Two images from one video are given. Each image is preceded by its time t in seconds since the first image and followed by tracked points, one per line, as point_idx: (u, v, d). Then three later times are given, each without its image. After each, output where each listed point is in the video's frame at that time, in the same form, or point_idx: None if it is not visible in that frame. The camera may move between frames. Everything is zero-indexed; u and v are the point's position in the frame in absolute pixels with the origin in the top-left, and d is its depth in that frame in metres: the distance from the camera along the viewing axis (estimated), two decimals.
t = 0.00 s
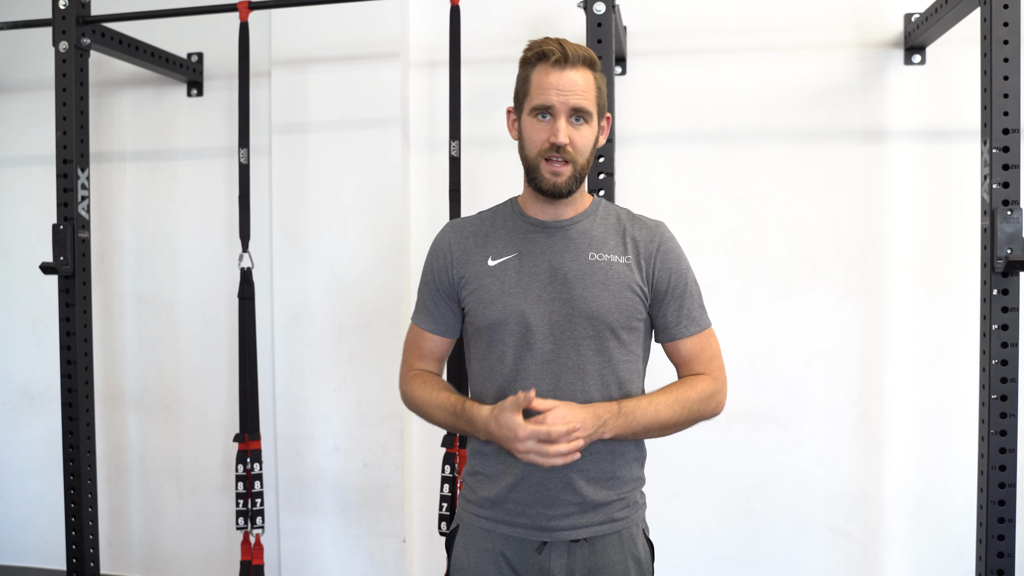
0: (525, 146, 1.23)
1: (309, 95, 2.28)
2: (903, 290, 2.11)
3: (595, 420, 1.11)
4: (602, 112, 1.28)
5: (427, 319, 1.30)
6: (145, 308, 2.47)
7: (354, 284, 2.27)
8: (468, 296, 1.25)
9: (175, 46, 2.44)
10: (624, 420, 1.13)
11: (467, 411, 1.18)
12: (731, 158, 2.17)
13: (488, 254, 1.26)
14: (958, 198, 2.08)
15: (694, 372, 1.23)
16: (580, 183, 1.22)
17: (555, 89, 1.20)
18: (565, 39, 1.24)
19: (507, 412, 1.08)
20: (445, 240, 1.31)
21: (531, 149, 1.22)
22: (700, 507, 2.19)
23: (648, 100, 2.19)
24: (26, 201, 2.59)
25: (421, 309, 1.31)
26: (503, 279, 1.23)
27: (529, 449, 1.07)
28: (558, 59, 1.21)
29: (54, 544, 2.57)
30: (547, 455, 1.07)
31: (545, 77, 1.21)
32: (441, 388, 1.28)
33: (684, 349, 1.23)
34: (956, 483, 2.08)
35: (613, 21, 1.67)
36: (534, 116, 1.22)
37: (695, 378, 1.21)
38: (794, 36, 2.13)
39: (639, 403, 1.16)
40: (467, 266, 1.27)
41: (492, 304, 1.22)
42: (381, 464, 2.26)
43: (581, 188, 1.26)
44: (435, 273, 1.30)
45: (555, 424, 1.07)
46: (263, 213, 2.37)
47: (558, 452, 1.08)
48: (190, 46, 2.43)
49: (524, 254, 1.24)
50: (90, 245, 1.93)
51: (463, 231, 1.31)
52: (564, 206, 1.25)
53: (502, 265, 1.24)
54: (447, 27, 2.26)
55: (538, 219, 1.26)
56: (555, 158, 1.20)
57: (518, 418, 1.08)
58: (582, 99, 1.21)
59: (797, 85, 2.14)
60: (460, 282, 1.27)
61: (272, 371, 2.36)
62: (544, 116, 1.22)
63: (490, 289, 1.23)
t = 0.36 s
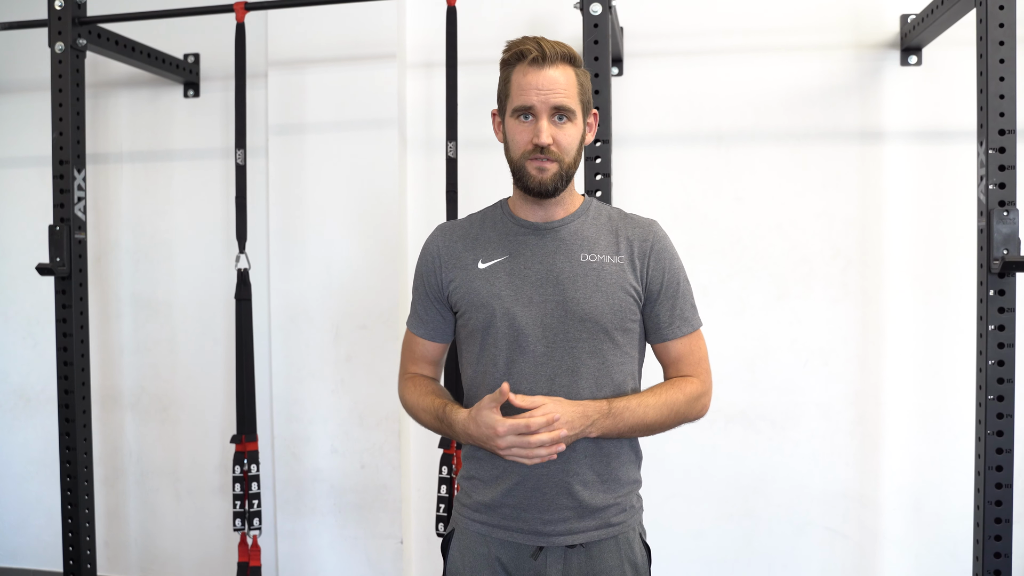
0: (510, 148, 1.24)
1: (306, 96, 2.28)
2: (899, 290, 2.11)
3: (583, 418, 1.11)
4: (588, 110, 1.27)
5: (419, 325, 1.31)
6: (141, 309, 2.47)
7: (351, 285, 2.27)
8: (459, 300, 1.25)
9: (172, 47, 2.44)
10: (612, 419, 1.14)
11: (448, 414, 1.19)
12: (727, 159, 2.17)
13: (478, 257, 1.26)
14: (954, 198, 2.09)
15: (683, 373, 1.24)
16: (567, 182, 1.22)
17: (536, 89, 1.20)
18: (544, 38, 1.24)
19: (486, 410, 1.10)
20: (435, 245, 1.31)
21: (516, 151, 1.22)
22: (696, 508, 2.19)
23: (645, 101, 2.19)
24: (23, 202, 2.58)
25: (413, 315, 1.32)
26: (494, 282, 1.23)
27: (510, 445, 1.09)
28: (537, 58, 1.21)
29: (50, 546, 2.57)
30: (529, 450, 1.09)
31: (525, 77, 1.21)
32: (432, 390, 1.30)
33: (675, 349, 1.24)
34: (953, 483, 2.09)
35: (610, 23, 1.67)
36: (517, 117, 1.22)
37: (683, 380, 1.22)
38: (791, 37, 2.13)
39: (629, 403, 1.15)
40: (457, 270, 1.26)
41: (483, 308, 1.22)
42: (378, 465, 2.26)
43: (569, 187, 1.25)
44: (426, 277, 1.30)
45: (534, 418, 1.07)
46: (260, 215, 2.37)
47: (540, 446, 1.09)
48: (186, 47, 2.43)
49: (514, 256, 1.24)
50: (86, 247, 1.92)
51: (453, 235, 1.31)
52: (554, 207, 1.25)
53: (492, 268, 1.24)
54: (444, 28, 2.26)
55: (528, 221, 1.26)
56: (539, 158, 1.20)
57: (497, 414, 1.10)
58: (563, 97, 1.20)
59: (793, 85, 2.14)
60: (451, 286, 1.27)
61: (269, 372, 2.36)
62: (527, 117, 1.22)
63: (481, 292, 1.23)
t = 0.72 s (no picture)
0: (511, 146, 1.23)
1: (305, 97, 2.28)
2: (899, 292, 2.11)
3: (595, 408, 1.11)
4: (590, 113, 1.28)
5: (421, 326, 1.31)
6: (140, 310, 2.46)
7: (350, 285, 2.26)
8: (459, 302, 1.25)
9: (171, 47, 2.44)
10: (624, 411, 1.14)
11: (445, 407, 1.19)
12: (727, 160, 2.17)
13: (478, 259, 1.26)
14: (954, 200, 2.08)
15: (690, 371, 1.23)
16: (566, 182, 1.21)
17: (542, 87, 1.20)
18: (552, 38, 1.24)
19: (495, 392, 1.09)
20: (435, 246, 1.31)
21: (517, 147, 1.21)
22: (696, 509, 2.18)
23: (645, 102, 2.19)
24: (22, 203, 2.58)
25: (415, 316, 1.32)
26: (493, 283, 1.23)
27: (513, 431, 1.08)
28: (544, 57, 1.21)
29: (48, 547, 2.56)
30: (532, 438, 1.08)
31: (531, 75, 1.21)
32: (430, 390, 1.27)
33: (677, 348, 1.24)
34: (952, 485, 2.08)
35: (610, 24, 1.66)
36: (521, 114, 1.22)
37: (691, 378, 1.21)
38: (791, 39, 2.13)
39: (640, 395, 1.16)
40: (457, 271, 1.26)
41: (482, 310, 1.22)
42: (376, 466, 2.25)
43: (569, 188, 1.25)
44: (426, 279, 1.30)
45: (541, 406, 1.06)
46: (259, 215, 2.37)
47: (545, 436, 1.08)
48: (186, 48, 2.43)
49: (514, 258, 1.24)
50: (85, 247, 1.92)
51: (453, 236, 1.31)
52: (553, 207, 1.24)
53: (492, 269, 1.24)
54: (444, 29, 2.26)
55: (527, 222, 1.26)
56: (540, 155, 1.19)
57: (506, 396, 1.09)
58: (568, 97, 1.20)
59: (793, 87, 2.14)
60: (451, 288, 1.27)
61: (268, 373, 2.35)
62: (530, 114, 1.21)
63: (480, 293, 1.23)
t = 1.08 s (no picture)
0: (519, 141, 1.22)
1: (299, 97, 2.27)
2: (893, 294, 2.11)
3: (625, 395, 1.06)
4: (599, 125, 1.28)
5: (418, 329, 1.30)
6: (134, 310, 2.46)
7: (345, 286, 2.26)
8: (457, 304, 1.24)
9: (165, 47, 2.43)
10: (646, 401, 1.11)
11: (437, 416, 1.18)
12: (722, 161, 2.17)
13: (476, 261, 1.25)
14: (948, 202, 2.09)
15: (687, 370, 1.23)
16: (568, 188, 1.21)
17: (558, 89, 1.20)
18: (574, 43, 1.25)
19: (466, 408, 1.07)
20: (432, 248, 1.31)
21: (524, 146, 1.21)
22: (690, 510, 2.18)
23: (640, 103, 2.19)
24: (15, 203, 2.57)
25: (412, 318, 1.32)
26: (491, 285, 1.22)
27: (489, 444, 1.05)
28: (564, 61, 1.21)
29: (41, 548, 2.55)
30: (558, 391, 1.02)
31: (548, 75, 1.21)
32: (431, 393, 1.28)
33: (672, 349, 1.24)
34: (946, 486, 2.09)
35: (606, 25, 1.66)
36: (532, 113, 1.22)
37: (690, 378, 1.22)
38: (786, 40, 2.13)
39: (659, 387, 1.14)
40: (455, 274, 1.26)
41: (480, 312, 1.21)
42: (372, 467, 2.25)
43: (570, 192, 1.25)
44: (423, 281, 1.30)
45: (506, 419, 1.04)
46: (254, 216, 2.36)
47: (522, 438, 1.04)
48: (180, 48, 2.42)
49: (511, 259, 1.24)
50: (78, 247, 1.91)
51: (450, 238, 1.30)
52: (553, 210, 1.24)
53: (490, 271, 1.24)
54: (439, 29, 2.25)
55: (524, 223, 1.26)
56: (546, 157, 1.19)
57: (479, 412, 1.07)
58: (581, 104, 1.21)
59: (788, 88, 2.14)
60: (449, 290, 1.26)
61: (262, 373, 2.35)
62: (542, 115, 1.21)
63: (479, 295, 1.22)
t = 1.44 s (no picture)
0: (517, 144, 1.22)
1: (296, 96, 2.27)
2: (890, 292, 2.11)
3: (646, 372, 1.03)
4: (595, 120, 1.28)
5: (417, 325, 1.30)
6: (131, 309, 2.45)
7: (342, 284, 2.26)
8: (455, 301, 1.24)
9: (162, 45, 2.42)
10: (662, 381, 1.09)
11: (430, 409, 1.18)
12: (719, 159, 2.17)
13: (474, 258, 1.25)
14: (945, 200, 2.09)
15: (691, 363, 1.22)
16: (569, 187, 1.21)
17: (554, 90, 1.19)
18: (567, 41, 1.24)
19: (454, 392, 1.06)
20: (431, 245, 1.31)
21: (523, 148, 1.21)
22: (688, 508, 2.19)
23: (636, 102, 2.19)
24: (12, 202, 2.57)
25: (410, 314, 1.32)
26: (490, 282, 1.22)
27: (479, 428, 1.05)
28: (558, 60, 1.21)
29: (39, 547, 2.55)
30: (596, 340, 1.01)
31: (544, 76, 1.20)
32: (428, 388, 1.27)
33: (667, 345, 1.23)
34: (943, 484, 2.09)
35: (602, 22, 1.66)
36: (529, 115, 1.21)
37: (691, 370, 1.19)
38: (783, 38, 2.13)
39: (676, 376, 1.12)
40: (454, 270, 1.26)
41: (478, 309, 1.21)
42: (369, 466, 2.25)
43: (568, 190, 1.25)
44: (421, 277, 1.30)
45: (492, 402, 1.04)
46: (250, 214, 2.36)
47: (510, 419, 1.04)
48: (177, 46, 2.42)
49: (510, 257, 1.24)
50: (75, 246, 1.91)
51: (449, 235, 1.30)
52: (552, 208, 1.24)
53: (488, 268, 1.23)
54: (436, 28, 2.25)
55: (522, 220, 1.26)
56: (546, 159, 1.19)
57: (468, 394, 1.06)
58: (578, 103, 1.20)
59: (785, 86, 2.14)
60: (447, 287, 1.26)
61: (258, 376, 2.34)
62: (539, 116, 1.21)
63: (477, 292, 1.22)
